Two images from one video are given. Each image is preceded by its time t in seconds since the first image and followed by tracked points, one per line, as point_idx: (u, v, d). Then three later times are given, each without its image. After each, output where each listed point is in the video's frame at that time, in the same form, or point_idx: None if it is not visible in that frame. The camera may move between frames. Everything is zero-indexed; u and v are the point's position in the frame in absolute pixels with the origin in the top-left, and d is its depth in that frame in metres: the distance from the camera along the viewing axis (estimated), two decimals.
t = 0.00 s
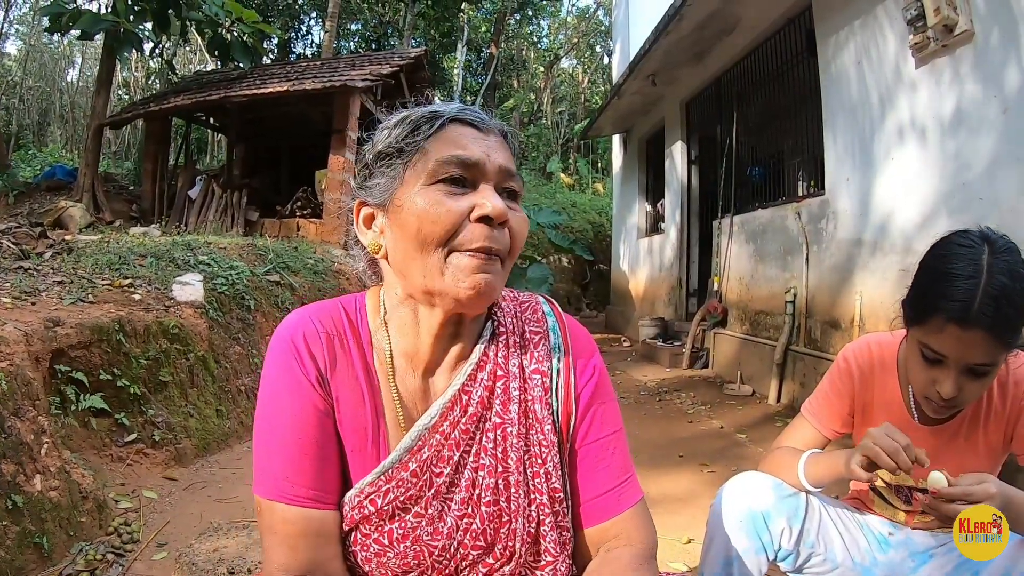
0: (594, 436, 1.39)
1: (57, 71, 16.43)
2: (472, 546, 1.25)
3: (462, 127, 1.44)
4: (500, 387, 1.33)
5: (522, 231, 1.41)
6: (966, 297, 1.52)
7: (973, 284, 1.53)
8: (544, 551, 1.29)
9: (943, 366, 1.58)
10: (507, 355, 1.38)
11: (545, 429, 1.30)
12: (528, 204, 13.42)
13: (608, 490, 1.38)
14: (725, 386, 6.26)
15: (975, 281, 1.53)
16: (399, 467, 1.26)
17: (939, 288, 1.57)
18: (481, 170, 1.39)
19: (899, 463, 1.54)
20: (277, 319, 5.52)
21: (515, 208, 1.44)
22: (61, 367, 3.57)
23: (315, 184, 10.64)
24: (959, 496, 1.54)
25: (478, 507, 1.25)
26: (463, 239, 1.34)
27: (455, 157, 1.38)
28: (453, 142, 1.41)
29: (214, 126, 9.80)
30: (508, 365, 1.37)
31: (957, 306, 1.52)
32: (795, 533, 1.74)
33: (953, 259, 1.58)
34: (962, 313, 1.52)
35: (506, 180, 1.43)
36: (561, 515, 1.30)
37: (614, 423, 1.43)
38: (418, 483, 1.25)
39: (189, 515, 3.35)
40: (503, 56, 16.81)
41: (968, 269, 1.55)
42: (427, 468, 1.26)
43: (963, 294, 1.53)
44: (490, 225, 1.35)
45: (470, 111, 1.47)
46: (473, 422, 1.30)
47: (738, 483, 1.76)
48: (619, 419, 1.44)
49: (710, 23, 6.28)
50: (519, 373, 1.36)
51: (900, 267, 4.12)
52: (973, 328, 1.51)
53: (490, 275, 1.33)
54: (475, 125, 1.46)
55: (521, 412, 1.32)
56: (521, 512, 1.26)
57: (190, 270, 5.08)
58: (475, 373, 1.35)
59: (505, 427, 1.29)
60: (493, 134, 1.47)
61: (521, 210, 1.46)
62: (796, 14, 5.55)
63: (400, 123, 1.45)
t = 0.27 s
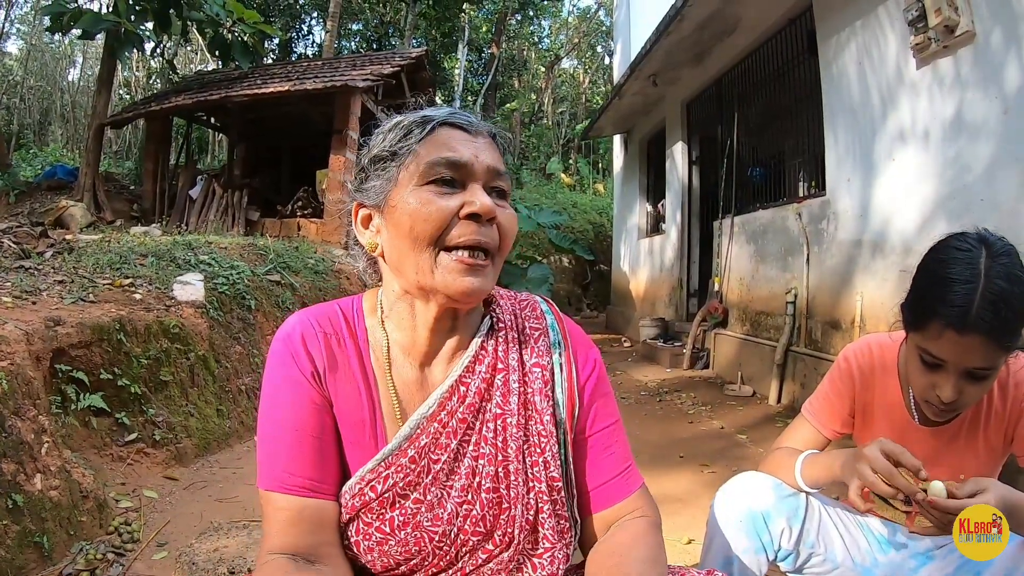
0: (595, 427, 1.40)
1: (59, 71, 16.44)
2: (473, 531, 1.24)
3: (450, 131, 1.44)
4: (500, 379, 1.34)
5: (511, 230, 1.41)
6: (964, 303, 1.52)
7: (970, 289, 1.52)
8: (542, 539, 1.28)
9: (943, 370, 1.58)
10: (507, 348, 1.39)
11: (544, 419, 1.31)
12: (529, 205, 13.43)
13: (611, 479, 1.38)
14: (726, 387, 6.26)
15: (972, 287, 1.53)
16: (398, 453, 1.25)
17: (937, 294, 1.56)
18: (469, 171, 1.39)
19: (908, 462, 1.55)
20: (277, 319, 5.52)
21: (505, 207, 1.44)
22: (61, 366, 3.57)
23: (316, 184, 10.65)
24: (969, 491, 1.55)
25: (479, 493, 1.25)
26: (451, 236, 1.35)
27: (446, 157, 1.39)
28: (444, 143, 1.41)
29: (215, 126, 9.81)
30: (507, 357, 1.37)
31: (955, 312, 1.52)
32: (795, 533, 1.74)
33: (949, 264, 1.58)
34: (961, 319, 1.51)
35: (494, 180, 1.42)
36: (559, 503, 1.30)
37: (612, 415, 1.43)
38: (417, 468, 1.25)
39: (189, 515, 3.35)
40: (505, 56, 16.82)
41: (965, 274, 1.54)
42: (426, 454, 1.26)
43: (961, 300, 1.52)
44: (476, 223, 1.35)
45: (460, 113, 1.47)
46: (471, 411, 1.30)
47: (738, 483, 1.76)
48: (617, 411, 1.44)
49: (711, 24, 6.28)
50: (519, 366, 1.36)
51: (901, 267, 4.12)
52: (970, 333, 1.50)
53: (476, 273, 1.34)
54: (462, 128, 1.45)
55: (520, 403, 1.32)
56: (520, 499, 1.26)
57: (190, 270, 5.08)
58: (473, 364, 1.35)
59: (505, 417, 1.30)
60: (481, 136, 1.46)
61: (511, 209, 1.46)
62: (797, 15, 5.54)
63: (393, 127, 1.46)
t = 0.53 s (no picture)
0: (593, 427, 1.39)
1: (61, 70, 16.45)
2: (469, 526, 1.24)
3: (418, 143, 1.37)
4: (499, 376, 1.34)
5: (486, 241, 1.34)
6: (968, 306, 1.51)
7: (974, 293, 1.52)
8: (537, 536, 1.28)
9: (949, 374, 1.57)
10: (506, 347, 1.39)
11: (541, 416, 1.31)
12: (530, 204, 13.43)
13: (608, 478, 1.38)
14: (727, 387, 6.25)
15: (975, 290, 1.52)
16: (395, 446, 1.25)
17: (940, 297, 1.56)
18: (429, 184, 1.34)
19: (924, 485, 1.51)
20: (278, 318, 5.52)
21: (478, 218, 1.36)
22: (63, 365, 3.57)
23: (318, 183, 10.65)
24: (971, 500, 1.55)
25: (475, 488, 1.25)
26: (412, 255, 1.33)
27: (403, 175, 1.35)
28: (407, 158, 1.37)
29: (216, 125, 9.81)
30: (506, 356, 1.38)
31: (960, 316, 1.52)
32: (796, 535, 1.74)
33: (952, 268, 1.57)
34: (966, 323, 1.51)
35: (465, 191, 1.35)
36: (555, 501, 1.30)
37: (610, 415, 1.43)
38: (413, 462, 1.25)
39: (190, 515, 3.35)
40: (506, 56, 16.82)
41: (968, 277, 1.54)
42: (422, 448, 1.26)
43: (965, 304, 1.52)
44: (432, 244, 1.31)
45: (430, 118, 1.40)
46: (468, 407, 1.30)
47: (740, 485, 1.75)
48: (615, 412, 1.44)
49: (712, 24, 6.28)
50: (518, 364, 1.36)
51: (902, 267, 4.11)
52: (975, 337, 1.50)
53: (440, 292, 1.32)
54: (432, 140, 1.37)
55: (518, 400, 1.32)
56: (516, 495, 1.26)
57: (192, 269, 5.08)
58: (471, 361, 1.35)
59: (503, 414, 1.30)
60: (456, 140, 1.38)
61: (492, 216, 1.38)
62: (799, 15, 5.54)
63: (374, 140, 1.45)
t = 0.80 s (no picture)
0: (597, 432, 1.39)
1: (61, 69, 16.47)
2: (470, 533, 1.24)
3: (426, 146, 1.35)
4: (504, 382, 1.34)
5: (495, 250, 1.35)
6: (984, 303, 1.50)
7: (990, 290, 1.51)
8: (539, 543, 1.28)
9: (961, 372, 1.56)
10: (512, 352, 1.38)
11: (545, 423, 1.31)
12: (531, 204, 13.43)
13: (612, 484, 1.38)
14: (728, 387, 6.25)
15: (991, 287, 1.51)
16: (397, 453, 1.25)
17: (955, 294, 1.55)
18: (438, 192, 1.33)
19: (924, 493, 1.49)
20: (279, 318, 5.51)
21: (489, 226, 1.36)
22: (64, 364, 3.57)
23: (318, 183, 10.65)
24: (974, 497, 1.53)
25: (478, 495, 1.25)
26: (422, 264, 1.33)
27: (410, 182, 1.34)
28: (415, 163, 1.35)
29: (217, 125, 9.81)
30: (510, 362, 1.37)
31: (976, 312, 1.50)
32: (797, 539, 1.75)
33: (966, 265, 1.56)
34: (982, 320, 1.49)
35: (476, 198, 1.34)
36: (558, 508, 1.29)
37: (614, 420, 1.43)
38: (416, 469, 1.25)
39: (191, 514, 3.35)
40: (507, 56, 16.82)
41: (983, 274, 1.53)
42: (425, 454, 1.26)
43: (980, 300, 1.51)
44: (442, 255, 1.31)
45: (439, 121, 1.37)
46: (472, 414, 1.29)
47: (740, 489, 1.75)
48: (619, 417, 1.44)
49: (713, 24, 6.28)
50: (523, 369, 1.36)
51: (903, 268, 4.11)
52: (992, 334, 1.49)
53: (447, 301, 1.32)
54: (439, 143, 1.35)
55: (523, 407, 1.32)
56: (519, 503, 1.26)
57: (192, 269, 5.08)
58: (475, 367, 1.34)
59: (507, 421, 1.29)
60: (466, 144, 1.36)
61: (501, 224, 1.37)
62: (799, 15, 5.54)
63: (380, 143, 1.43)
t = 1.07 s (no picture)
0: (601, 437, 1.39)
1: (62, 69, 16.49)
2: (474, 539, 1.25)
3: (441, 152, 1.34)
4: (508, 388, 1.33)
5: (510, 263, 1.35)
6: (998, 298, 1.49)
7: (1005, 285, 1.50)
8: (543, 549, 1.29)
9: (972, 369, 1.55)
10: (517, 356, 1.38)
11: (549, 429, 1.31)
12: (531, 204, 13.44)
13: (615, 488, 1.38)
14: (728, 387, 6.24)
15: (1006, 283, 1.50)
16: (401, 460, 1.25)
17: (969, 289, 1.54)
18: (453, 204, 1.32)
19: (917, 485, 1.46)
20: (279, 317, 5.52)
21: (504, 238, 1.35)
22: (65, 364, 3.58)
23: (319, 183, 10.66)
24: (977, 489, 1.47)
25: (482, 502, 1.25)
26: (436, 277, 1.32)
27: (424, 192, 1.33)
28: (429, 170, 1.33)
29: (218, 125, 9.82)
30: (514, 366, 1.36)
31: (991, 307, 1.49)
32: (796, 541, 1.75)
33: (980, 260, 1.57)
34: (996, 315, 1.48)
35: (492, 210, 1.34)
36: (562, 514, 1.29)
37: (618, 424, 1.42)
38: (420, 476, 1.25)
39: (192, 514, 3.36)
40: (508, 56, 16.83)
41: (998, 270, 1.53)
42: (428, 461, 1.26)
43: (995, 295, 1.50)
44: (457, 268, 1.30)
45: (456, 126, 1.35)
46: (475, 420, 1.29)
47: (738, 491, 1.75)
48: (623, 420, 1.44)
49: (713, 24, 6.28)
50: (527, 374, 1.35)
51: (903, 270, 4.12)
52: (1005, 331, 1.47)
53: (460, 313, 1.32)
54: (454, 150, 1.33)
55: (527, 412, 1.31)
56: (523, 509, 1.26)
57: (193, 268, 5.08)
58: (480, 373, 1.34)
59: (511, 427, 1.29)
60: (483, 152, 1.34)
61: (514, 235, 1.37)
62: (800, 14, 5.54)
63: (391, 144, 1.40)
